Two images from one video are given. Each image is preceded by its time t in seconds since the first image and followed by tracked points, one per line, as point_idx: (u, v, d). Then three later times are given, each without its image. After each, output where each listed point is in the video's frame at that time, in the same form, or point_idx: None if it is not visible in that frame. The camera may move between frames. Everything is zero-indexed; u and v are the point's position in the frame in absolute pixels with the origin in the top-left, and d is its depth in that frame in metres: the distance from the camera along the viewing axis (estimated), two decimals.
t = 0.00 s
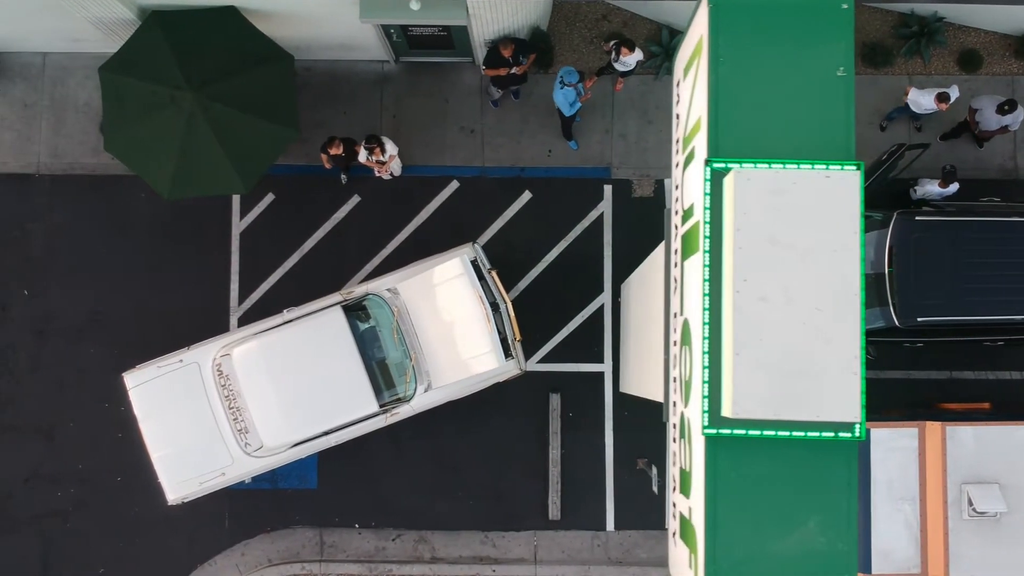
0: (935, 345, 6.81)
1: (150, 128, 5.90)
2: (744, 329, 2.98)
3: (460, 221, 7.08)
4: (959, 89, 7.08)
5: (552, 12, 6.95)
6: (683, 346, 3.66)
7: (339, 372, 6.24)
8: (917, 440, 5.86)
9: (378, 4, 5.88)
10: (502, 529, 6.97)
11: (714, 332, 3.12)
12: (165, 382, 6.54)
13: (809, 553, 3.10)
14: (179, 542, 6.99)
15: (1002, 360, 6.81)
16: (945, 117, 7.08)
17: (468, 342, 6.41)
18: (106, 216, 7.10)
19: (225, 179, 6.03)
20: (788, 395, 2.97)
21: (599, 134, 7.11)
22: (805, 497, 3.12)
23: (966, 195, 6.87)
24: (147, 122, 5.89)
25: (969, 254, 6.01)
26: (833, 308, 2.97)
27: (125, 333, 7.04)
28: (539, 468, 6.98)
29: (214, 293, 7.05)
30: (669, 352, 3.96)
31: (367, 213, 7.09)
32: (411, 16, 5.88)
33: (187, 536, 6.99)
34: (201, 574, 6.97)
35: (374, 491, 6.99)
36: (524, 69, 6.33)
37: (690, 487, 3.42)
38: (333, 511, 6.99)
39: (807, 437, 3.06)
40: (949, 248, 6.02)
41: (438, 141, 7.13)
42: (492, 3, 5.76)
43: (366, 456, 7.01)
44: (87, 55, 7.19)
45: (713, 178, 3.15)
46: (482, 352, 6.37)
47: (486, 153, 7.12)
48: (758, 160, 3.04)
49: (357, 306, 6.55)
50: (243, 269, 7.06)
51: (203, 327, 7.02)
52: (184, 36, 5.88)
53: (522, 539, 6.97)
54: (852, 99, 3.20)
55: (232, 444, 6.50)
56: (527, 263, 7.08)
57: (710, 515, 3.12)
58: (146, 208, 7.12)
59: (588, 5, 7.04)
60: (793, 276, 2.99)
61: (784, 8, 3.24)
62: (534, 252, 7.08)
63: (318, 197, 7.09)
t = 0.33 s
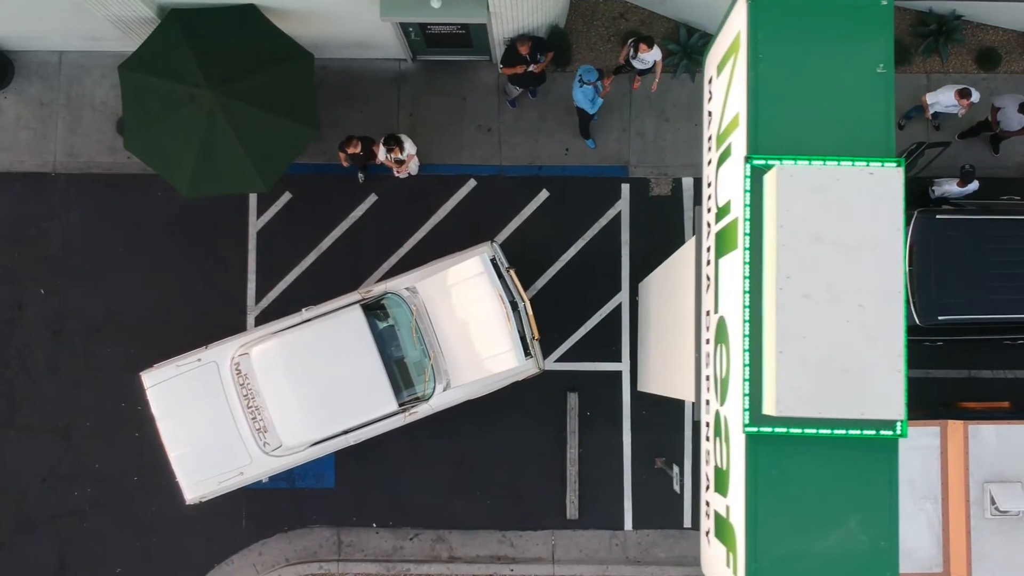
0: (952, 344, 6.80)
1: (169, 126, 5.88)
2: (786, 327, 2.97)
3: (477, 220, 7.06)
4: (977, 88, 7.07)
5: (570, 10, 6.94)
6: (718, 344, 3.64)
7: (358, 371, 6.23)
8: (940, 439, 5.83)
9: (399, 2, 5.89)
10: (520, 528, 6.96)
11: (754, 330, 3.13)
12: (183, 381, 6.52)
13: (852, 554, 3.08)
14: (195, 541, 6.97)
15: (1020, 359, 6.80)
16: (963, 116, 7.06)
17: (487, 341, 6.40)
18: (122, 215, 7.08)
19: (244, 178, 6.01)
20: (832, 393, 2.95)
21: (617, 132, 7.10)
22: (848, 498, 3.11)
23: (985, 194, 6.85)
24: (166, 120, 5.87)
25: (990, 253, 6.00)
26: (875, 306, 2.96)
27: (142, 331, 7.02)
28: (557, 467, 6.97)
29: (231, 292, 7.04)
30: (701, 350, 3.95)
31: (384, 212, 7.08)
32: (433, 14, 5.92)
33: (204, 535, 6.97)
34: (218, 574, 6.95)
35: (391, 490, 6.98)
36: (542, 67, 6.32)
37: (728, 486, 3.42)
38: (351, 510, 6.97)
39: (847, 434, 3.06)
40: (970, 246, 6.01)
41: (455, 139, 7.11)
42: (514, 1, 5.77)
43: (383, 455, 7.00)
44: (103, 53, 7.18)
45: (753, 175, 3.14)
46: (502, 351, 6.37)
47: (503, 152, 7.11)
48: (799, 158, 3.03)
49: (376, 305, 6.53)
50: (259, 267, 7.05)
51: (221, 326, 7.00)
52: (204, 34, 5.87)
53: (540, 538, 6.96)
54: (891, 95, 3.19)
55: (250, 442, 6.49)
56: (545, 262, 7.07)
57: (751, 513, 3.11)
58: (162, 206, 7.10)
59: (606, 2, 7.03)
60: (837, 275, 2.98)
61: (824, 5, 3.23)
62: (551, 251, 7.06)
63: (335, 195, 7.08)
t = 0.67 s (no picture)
0: (972, 342, 6.80)
1: (190, 124, 5.89)
2: (828, 324, 2.97)
3: (494, 219, 7.06)
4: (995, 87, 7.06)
5: (587, 8, 6.94)
6: (751, 341, 3.64)
7: (378, 370, 6.23)
8: (961, 437, 5.84)
9: (419, 1, 5.85)
10: (538, 527, 6.96)
11: (794, 327, 3.13)
12: (202, 380, 6.51)
13: (892, 550, 3.09)
14: (213, 540, 6.97)
15: None
16: (981, 114, 7.05)
17: (507, 339, 6.41)
18: (140, 214, 7.09)
19: (265, 177, 6.02)
20: (874, 390, 2.95)
21: (635, 131, 7.09)
22: (890, 494, 3.11)
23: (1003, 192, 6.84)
24: (187, 118, 5.88)
25: (1011, 252, 6.00)
26: (917, 303, 2.96)
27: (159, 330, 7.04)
28: (575, 466, 6.97)
29: (249, 291, 7.05)
30: (732, 348, 3.95)
31: (402, 211, 7.08)
32: (454, 12, 5.88)
33: (221, 534, 6.97)
34: (235, 573, 6.96)
35: (409, 489, 6.98)
36: (559, 68, 6.33)
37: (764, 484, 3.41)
38: (368, 509, 6.97)
39: (887, 431, 3.07)
40: (989, 245, 6.01)
41: (473, 138, 7.11)
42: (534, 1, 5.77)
43: (401, 454, 7.00)
44: (121, 52, 7.19)
45: (792, 173, 3.15)
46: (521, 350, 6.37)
47: (520, 150, 7.10)
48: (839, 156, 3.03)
49: (395, 304, 6.53)
50: (277, 266, 7.05)
51: (238, 325, 7.01)
52: (225, 32, 5.87)
53: (557, 537, 6.96)
54: (930, 93, 3.19)
55: (269, 441, 6.49)
56: (562, 261, 7.07)
57: (791, 511, 3.11)
58: (179, 205, 7.10)
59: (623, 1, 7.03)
60: (879, 271, 2.98)
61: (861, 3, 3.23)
62: (568, 250, 7.06)
63: (353, 194, 7.08)
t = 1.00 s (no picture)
0: (989, 338, 6.81)
1: (211, 122, 5.89)
2: (868, 322, 3.00)
3: (512, 218, 7.08)
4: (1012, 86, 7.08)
5: (605, 8, 6.96)
6: (785, 339, 3.65)
7: (398, 369, 6.24)
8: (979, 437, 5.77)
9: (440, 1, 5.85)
10: (556, 526, 6.97)
11: (833, 325, 3.15)
12: (222, 379, 6.52)
13: (930, 547, 3.10)
14: (231, 539, 6.99)
15: None
16: (997, 114, 7.07)
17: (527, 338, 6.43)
18: (158, 213, 7.12)
19: (286, 176, 6.03)
20: (914, 388, 2.97)
21: (652, 131, 7.10)
22: (928, 492, 3.12)
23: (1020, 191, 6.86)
24: (209, 117, 5.89)
25: None
26: (957, 301, 2.98)
27: (178, 329, 7.06)
28: (592, 465, 6.98)
29: (267, 290, 7.07)
30: (763, 346, 3.96)
31: (419, 210, 7.10)
32: (474, 12, 5.88)
33: (240, 533, 6.98)
34: (254, 572, 6.97)
35: (427, 487, 7.00)
36: (576, 69, 6.35)
37: (799, 481, 3.43)
38: (386, 508, 6.99)
39: (925, 429, 3.08)
40: (1007, 244, 6.03)
41: (490, 138, 7.13)
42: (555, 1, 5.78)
43: (418, 453, 7.01)
44: (139, 52, 7.20)
45: (830, 171, 3.18)
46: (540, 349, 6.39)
47: (538, 150, 7.12)
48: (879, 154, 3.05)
49: (414, 303, 6.55)
50: (295, 266, 7.07)
51: (257, 324, 7.03)
52: (247, 31, 5.87)
53: (575, 535, 6.97)
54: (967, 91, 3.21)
55: (289, 440, 6.50)
56: (580, 260, 7.08)
57: (829, 508, 3.13)
58: (197, 205, 7.12)
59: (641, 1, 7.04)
60: (918, 269, 3.00)
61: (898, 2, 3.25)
62: (586, 249, 7.08)
63: (371, 194, 7.10)
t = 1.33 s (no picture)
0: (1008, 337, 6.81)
1: (233, 121, 5.91)
2: (907, 318, 3.02)
3: (530, 217, 7.10)
4: None
5: (622, 8, 6.98)
6: (817, 336, 3.67)
7: (418, 366, 6.25)
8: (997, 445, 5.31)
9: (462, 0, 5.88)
10: (574, 524, 7.00)
11: (870, 322, 3.18)
12: (242, 377, 6.54)
13: (968, 543, 3.12)
14: (250, 537, 7.01)
15: None
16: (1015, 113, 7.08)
17: (546, 336, 6.45)
18: (177, 212, 7.14)
19: (308, 174, 6.06)
20: (953, 383, 2.99)
21: (669, 130, 7.12)
22: (965, 488, 3.14)
23: None
24: (230, 115, 5.90)
25: None
26: (995, 298, 3.00)
27: (196, 328, 7.09)
28: (610, 463, 7.00)
29: (285, 289, 7.09)
30: (793, 343, 3.98)
31: (437, 210, 7.12)
32: (495, 11, 5.91)
33: (259, 531, 7.00)
34: (272, 569, 6.99)
35: (445, 485, 7.02)
36: (594, 69, 6.36)
37: (833, 477, 3.45)
38: (405, 506, 7.01)
39: (962, 424, 3.11)
40: None
41: (508, 137, 7.15)
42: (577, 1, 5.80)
43: (436, 450, 7.03)
44: (157, 51, 7.23)
45: (866, 170, 3.21)
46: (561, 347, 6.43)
47: (555, 149, 7.14)
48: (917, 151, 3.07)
49: (434, 301, 6.57)
50: (313, 265, 7.09)
51: (275, 323, 7.06)
52: (268, 30, 5.89)
53: (593, 533, 6.99)
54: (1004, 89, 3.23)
55: (309, 438, 6.52)
56: (597, 258, 7.10)
57: (867, 503, 3.15)
58: (215, 204, 7.14)
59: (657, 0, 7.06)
60: (956, 265, 3.02)
61: None
62: (603, 247, 7.10)
63: (389, 193, 7.12)
